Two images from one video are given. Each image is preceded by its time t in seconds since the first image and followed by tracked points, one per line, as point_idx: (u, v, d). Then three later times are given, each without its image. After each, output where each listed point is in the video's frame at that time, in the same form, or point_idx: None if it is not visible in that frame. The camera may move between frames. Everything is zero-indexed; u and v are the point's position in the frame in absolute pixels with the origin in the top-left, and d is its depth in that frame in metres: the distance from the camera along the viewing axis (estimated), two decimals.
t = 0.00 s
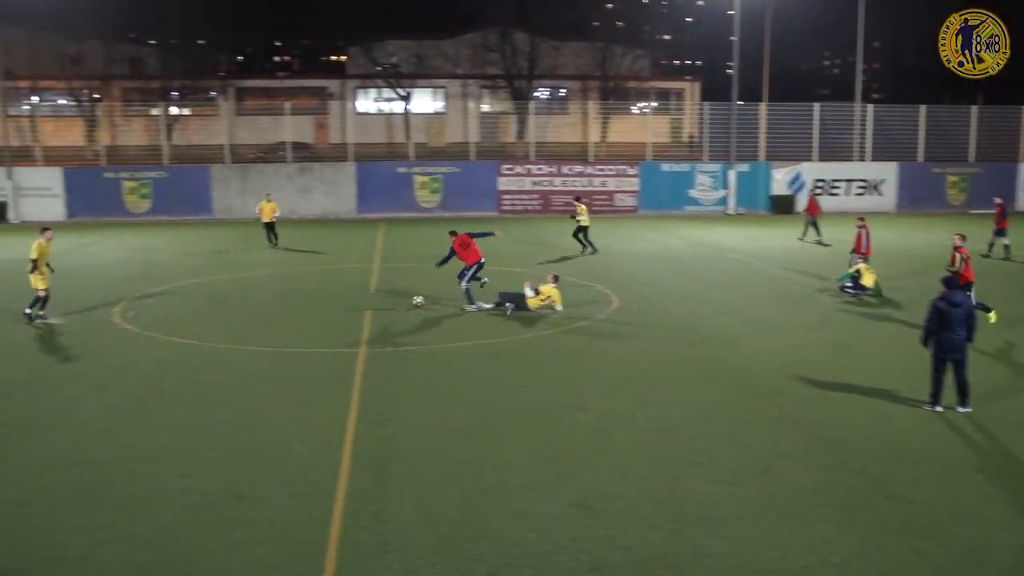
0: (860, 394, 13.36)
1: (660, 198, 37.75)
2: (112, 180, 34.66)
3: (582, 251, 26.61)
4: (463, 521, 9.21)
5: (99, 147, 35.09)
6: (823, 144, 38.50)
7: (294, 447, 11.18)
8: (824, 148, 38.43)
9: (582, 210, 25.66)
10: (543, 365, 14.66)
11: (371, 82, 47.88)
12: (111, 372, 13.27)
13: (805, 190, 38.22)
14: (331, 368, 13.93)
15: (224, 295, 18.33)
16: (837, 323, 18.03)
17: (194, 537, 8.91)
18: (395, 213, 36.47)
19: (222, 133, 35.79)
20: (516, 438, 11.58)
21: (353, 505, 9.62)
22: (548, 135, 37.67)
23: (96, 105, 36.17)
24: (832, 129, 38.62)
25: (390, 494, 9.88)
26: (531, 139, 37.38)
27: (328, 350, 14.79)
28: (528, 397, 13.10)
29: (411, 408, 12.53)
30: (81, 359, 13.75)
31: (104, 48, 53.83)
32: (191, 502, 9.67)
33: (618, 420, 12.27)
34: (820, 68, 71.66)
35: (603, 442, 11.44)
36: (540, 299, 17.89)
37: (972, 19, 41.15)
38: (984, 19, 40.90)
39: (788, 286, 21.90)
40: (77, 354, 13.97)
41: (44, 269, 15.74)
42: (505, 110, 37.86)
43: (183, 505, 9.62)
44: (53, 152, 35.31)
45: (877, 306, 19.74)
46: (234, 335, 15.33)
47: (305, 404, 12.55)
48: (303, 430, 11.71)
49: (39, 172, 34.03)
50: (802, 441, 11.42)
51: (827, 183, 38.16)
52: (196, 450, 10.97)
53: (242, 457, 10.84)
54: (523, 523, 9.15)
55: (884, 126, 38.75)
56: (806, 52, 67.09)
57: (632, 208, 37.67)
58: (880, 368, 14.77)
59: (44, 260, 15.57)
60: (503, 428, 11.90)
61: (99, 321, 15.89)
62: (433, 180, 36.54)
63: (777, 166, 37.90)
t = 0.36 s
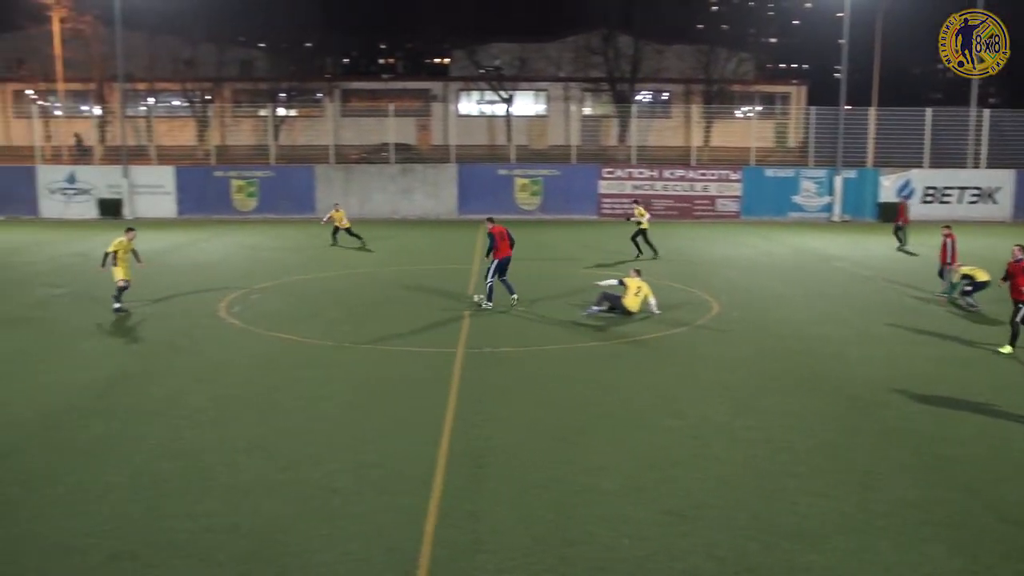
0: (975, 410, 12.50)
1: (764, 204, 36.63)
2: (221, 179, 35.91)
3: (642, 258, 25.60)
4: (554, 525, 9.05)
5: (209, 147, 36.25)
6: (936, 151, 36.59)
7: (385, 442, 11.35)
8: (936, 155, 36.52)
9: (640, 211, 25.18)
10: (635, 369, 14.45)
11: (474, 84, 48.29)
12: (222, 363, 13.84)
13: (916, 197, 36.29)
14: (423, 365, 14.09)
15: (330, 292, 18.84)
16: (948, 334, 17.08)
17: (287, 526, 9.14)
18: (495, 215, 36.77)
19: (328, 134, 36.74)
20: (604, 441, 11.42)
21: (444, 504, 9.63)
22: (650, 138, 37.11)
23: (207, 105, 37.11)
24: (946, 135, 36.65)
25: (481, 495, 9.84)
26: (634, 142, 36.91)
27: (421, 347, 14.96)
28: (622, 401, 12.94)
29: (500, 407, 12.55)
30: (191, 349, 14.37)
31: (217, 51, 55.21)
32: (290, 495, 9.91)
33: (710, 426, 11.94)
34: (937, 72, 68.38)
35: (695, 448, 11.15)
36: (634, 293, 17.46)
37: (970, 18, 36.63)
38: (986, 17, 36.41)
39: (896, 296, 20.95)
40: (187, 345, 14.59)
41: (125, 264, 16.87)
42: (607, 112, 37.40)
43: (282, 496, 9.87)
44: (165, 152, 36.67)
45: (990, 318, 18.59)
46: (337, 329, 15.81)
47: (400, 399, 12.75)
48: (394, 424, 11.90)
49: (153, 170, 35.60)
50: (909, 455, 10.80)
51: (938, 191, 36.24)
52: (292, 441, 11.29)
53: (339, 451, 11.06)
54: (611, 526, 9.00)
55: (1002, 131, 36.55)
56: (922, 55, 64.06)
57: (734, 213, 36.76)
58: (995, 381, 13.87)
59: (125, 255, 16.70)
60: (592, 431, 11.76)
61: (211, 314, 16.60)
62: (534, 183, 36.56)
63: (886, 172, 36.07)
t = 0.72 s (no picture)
0: None
1: (858, 207, 35.13)
2: (313, 176, 36.68)
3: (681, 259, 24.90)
4: (636, 529, 8.78)
5: (303, 144, 37.32)
6: None
7: (466, 441, 11.27)
8: None
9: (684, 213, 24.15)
10: (722, 373, 13.96)
11: (564, 84, 48.09)
12: (307, 357, 14.09)
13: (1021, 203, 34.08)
14: (504, 364, 13.97)
15: (415, 289, 19.01)
16: None
17: (368, 521, 9.15)
18: (584, 215, 36.47)
19: (418, 133, 37.40)
20: (690, 446, 11.04)
21: (524, 503, 9.47)
22: (741, 140, 36.16)
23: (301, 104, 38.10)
24: None
25: (560, 496, 9.64)
26: (725, 143, 36.11)
27: (503, 347, 14.81)
28: (709, 405, 12.53)
29: (582, 409, 12.30)
30: (279, 343, 14.65)
31: (312, 49, 56.78)
32: (370, 489, 9.95)
33: (803, 434, 11.40)
34: None
35: (786, 456, 10.65)
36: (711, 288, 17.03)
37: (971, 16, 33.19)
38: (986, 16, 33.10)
39: (1001, 305, 19.75)
40: (277, 339, 14.87)
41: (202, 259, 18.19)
42: (698, 113, 36.52)
43: (362, 490, 9.91)
44: (261, 149, 37.86)
45: None
46: (419, 326, 15.87)
47: (481, 396, 12.69)
48: (475, 422, 11.81)
49: (249, 168, 36.59)
50: (1019, 470, 10.06)
51: None
52: (374, 437, 11.34)
53: (419, 447, 11.05)
54: (697, 533, 8.65)
55: None
56: None
57: (828, 217, 35.40)
58: None
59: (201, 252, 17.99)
60: (677, 435, 11.38)
61: (298, 309, 16.89)
62: (624, 183, 36.15)
63: (989, 176, 34.07)
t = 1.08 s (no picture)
0: None
1: (958, 216, 33.36)
2: (405, 177, 37.31)
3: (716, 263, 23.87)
4: (726, 539, 8.51)
5: (395, 146, 37.67)
6: None
7: (550, 442, 11.18)
8: None
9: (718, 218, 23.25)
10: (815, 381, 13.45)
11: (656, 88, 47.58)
12: (395, 354, 14.24)
13: None
14: (587, 365, 13.84)
15: (500, 291, 18.99)
16: None
17: (451, 519, 9.16)
18: (674, 220, 35.94)
19: (509, 136, 36.98)
20: (781, 455, 10.66)
21: (611, 508, 9.31)
22: (836, 146, 34.69)
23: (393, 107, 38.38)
24: None
25: (648, 502, 9.42)
26: (820, 150, 34.67)
27: (588, 349, 14.66)
28: (801, 413, 12.07)
29: (667, 414, 12.04)
30: (367, 341, 14.85)
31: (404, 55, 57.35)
32: (454, 487, 9.96)
33: (903, 447, 10.84)
34: None
35: (885, 470, 10.15)
36: (788, 276, 16.51)
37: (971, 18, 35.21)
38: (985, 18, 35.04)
39: None
40: (364, 337, 15.11)
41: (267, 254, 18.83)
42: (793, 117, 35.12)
43: (447, 488, 9.94)
44: (353, 151, 38.32)
45: None
46: (503, 327, 15.86)
47: (566, 398, 12.56)
48: (558, 425, 11.71)
49: (342, 168, 37.41)
50: None
51: None
52: (457, 436, 11.37)
53: (504, 448, 11.00)
54: (789, 546, 8.32)
55: None
56: None
57: (926, 225, 33.72)
58: None
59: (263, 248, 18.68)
60: (768, 444, 11.01)
61: (385, 308, 17.09)
62: (714, 188, 35.28)
63: None
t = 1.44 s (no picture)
0: None
1: None
2: (491, 176, 37.37)
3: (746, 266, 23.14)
4: (813, 549, 8.24)
5: (482, 145, 38.00)
6: None
7: (633, 445, 11.01)
8: None
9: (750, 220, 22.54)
10: (907, 389, 12.98)
11: (745, 88, 47.08)
12: (478, 352, 14.26)
13: None
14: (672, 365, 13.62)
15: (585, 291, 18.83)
16: None
17: (531, 517, 9.10)
18: (762, 223, 35.08)
19: (596, 135, 37.17)
20: (873, 465, 10.28)
21: (693, 513, 9.11)
22: (933, 147, 33.71)
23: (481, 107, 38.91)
24: None
25: (732, 508, 9.20)
26: (916, 151, 33.63)
27: (675, 351, 14.45)
28: (895, 423, 11.63)
29: (755, 419, 11.75)
30: (450, 338, 14.90)
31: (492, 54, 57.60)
32: (535, 486, 9.90)
33: (1003, 461, 10.36)
34: None
35: (985, 484, 9.70)
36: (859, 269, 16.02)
37: (971, 19, 40.23)
38: (984, 19, 40.04)
39: None
40: (448, 334, 15.18)
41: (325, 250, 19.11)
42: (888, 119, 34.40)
43: (527, 487, 9.87)
44: (442, 150, 38.73)
45: None
46: (589, 327, 15.71)
47: (650, 401, 12.38)
48: (643, 427, 11.54)
49: (429, 166, 37.76)
50: None
51: None
52: (539, 436, 11.29)
53: (586, 449, 10.89)
54: (882, 560, 7.99)
55: None
56: None
57: None
58: None
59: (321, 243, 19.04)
60: (859, 452, 10.64)
61: (471, 306, 17.17)
62: (805, 191, 34.34)
63: None
